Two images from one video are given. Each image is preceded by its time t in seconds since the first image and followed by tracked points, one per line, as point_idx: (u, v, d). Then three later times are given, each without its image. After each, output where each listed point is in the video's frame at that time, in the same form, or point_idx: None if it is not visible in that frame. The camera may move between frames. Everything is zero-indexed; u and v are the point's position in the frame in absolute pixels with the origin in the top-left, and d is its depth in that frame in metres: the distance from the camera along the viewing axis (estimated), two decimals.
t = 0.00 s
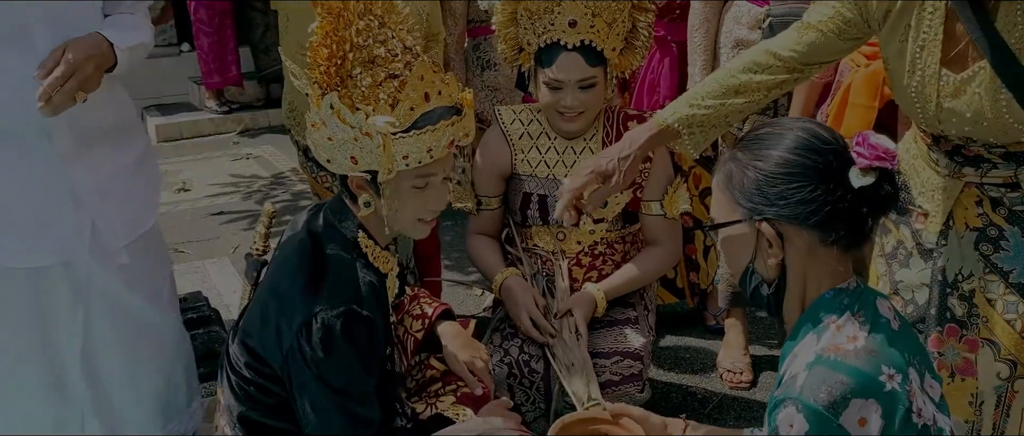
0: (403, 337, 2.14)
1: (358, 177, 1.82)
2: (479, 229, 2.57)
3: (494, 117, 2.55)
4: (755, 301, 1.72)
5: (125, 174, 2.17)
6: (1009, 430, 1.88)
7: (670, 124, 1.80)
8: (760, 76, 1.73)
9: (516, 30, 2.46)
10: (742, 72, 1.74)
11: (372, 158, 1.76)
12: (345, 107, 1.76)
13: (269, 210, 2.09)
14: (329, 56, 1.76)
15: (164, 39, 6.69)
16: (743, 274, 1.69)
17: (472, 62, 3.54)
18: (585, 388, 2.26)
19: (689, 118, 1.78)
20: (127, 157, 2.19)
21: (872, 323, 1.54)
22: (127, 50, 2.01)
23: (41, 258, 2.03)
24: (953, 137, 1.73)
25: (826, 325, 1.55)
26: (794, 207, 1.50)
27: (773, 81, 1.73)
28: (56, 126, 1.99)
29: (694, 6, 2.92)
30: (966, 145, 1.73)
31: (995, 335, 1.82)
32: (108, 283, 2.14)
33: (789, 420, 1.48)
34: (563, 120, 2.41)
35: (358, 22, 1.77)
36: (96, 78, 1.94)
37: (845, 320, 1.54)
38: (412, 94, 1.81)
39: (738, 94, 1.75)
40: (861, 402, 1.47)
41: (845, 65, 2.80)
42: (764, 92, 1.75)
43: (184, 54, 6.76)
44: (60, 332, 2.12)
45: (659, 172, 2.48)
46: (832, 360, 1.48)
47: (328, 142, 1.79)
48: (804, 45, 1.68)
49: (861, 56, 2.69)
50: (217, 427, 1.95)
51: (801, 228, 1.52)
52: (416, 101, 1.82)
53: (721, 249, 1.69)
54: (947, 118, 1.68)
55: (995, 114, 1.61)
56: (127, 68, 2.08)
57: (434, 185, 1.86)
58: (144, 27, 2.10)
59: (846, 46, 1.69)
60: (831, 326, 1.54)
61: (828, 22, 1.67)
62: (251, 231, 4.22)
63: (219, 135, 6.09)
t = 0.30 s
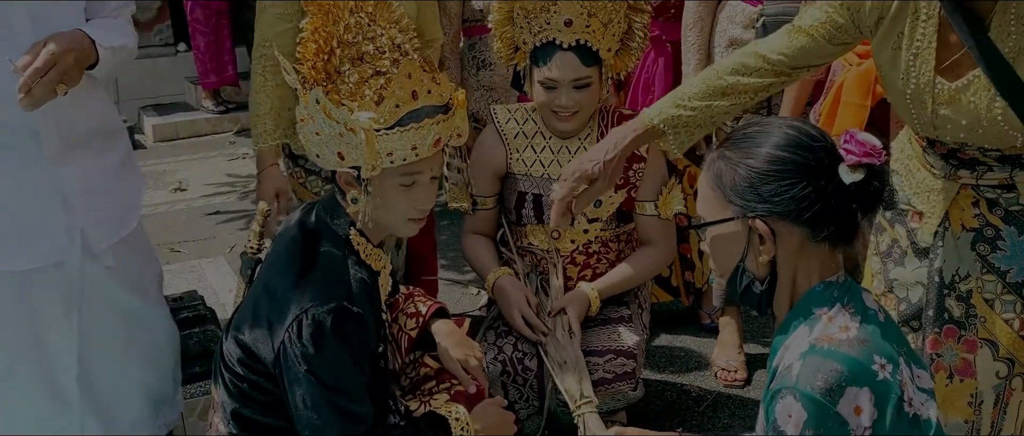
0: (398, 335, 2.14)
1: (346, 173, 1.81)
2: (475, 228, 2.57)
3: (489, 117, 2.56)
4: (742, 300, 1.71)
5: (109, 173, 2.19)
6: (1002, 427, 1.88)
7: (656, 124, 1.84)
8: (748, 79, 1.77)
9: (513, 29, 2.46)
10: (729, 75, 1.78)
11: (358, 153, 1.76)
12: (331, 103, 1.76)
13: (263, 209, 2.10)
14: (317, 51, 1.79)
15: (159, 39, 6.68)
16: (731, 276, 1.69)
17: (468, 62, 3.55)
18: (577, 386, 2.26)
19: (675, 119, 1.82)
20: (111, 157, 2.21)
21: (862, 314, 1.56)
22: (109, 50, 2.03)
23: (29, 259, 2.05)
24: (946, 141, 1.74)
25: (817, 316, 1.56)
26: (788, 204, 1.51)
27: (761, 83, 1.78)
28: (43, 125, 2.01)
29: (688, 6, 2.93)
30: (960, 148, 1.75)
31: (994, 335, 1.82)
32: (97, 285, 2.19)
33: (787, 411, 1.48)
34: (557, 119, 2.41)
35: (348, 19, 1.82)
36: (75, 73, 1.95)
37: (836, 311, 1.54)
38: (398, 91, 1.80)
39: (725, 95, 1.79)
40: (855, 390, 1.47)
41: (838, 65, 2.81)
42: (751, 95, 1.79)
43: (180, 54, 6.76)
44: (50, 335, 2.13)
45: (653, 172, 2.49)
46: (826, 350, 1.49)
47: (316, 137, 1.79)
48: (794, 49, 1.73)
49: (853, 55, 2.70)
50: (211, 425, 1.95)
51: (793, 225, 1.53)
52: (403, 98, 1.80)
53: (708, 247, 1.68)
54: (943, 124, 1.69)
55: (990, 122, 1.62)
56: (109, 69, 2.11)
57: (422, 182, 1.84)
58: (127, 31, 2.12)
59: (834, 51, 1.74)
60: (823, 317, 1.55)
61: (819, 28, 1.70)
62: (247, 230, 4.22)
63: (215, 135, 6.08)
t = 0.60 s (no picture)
0: (392, 333, 2.16)
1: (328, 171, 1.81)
2: (468, 227, 2.58)
3: (483, 117, 2.57)
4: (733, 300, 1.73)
5: (111, 171, 2.20)
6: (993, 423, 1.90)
7: (646, 136, 1.85)
8: (737, 89, 1.78)
9: (507, 30, 2.46)
10: (718, 85, 1.79)
11: (332, 153, 1.75)
12: (310, 99, 1.78)
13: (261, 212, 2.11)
14: (305, 46, 1.78)
15: (156, 39, 6.69)
16: (720, 276, 1.69)
17: (463, 62, 3.57)
18: (571, 382, 2.28)
19: (665, 130, 1.83)
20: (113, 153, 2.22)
21: (848, 316, 1.57)
22: (119, 47, 2.08)
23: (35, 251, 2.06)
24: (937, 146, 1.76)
25: (805, 317, 1.57)
26: (782, 206, 1.52)
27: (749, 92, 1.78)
28: (53, 119, 2.03)
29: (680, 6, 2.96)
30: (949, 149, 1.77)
31: (984, 333, 1.84)
32: (99, 280, 2.19)
33: (774, 412, 1.50)
34: (551, 120, 2.44)
35: (344, 18, 1.80)
36: (84, 67, 1.99)
37: (823, 313, 1.56)
38: (379, 95, 1.78)
39: (714, 106, 1.80)
40: (841, 391, 1.49)
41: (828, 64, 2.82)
42: (740, 104, 1.80)
43: (177, 55, 6.77)
44: (59, 326, 2.12)
45: (647, 172, 2.50)
46: (812, 351, 1.51)
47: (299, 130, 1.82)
48: (781, 58, 1.74)
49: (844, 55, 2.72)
50: (208, 422, 1.97)
51: (785, 226, 1.55)
52: (383, 103, 1.78)
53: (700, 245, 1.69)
54: (932, 130, 1.71)
55: (979, 128, 1.64)
56: (118, 65, 2.15)
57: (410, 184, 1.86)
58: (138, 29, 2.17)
59: (822, 59, 1.75)
60: (809, 319, 1.57)
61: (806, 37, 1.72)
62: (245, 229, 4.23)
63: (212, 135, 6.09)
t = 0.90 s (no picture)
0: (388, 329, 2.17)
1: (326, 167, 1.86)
2: (462, 223, 2.58)
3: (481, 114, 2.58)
4: (723, 291, 1.75)
5: (116, 159, 2.21)
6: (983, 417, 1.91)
7: (638, 150, 1.80)
8: (726, 98, 1.74)
9: (502, 29, 2.47)
10: (706, 96, 1.75)
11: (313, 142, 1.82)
12: (308, 88, 1.87)
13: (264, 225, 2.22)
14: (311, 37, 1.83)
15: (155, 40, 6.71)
16: (715, 264, 1.71)
17: (458, 61, 3.59)
18: (566, 376, 2.33)
19: (656, 143, 1.78)
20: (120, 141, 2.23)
21: (835, 312, 1.59)
22: (125, 38, 2.11)
23: (40, 238, 2.11)
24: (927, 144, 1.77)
25: (792, 313, 1.59)
26: (781, 199, 1.53)
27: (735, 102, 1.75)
28: (59, 106, 2.07)
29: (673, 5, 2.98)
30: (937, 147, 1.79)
31: (976, 327, 1.85)
32: (105, 271, 2.20)
33: (758, 407, 1.52)
34: (547, 118, 2.46)
35: (361, 19, 1.81)
36: (89, 57, 2.02)
37: (810, 309, 1.58)
38: (360, 94, 1.80)
39: (703, 117, 1.76)
40: (825, 387, 1.50)
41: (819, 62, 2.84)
42: (728, 114, 1.76)
43: (176, 55, 6.79)
44: (64, 319, 2.16)
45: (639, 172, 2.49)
46: (797, 347, 1.53)
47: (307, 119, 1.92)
48: (769, 66, 1.72)
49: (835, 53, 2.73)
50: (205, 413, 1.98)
51: (782, 221, 1.56)
52: (363, 102, 1.80)
53: (695, 236, 1.70)
54: (920, 131, 1.74)
55: (966, 130, 1.68)
56: (124, 57, 2.16)
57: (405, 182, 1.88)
58: (146, 27, 2.17)
59: (808, 66, 1.73)
60: (796, 314, 1.58)
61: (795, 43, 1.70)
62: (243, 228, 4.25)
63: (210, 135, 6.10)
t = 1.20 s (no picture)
0: (388, 324, 2.20)
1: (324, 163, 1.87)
2: (459, 217, 2.61)
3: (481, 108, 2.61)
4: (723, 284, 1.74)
5: (118, 158, 2.27)
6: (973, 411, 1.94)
7: (627, 135, 1.89)
8: (714, 87, 1.82)
9: (501, 26, 2.50)
10: (695, 84, 1.83)
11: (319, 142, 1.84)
12: (309, 89, 1.87)
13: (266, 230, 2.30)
14: (309, 36, 1.84)
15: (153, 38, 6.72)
16: (712, 255, 1.71)
17: (455, 59, 3.61)
18: (562, 366, 2.39)
19: (645, 129, 1.87)
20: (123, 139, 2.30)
21: (830, 304, 1.61)
22: (116, 40, 2.15)
23: (41, 235, 2.19)
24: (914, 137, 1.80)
25: (788, 304, 1.61)
26: (781, 193, 1.56)
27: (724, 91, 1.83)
28: (59, 107, 2.14)
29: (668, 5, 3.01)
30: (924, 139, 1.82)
31: (963, 320, 1.88)
32: (103, 269, 2.27)
33: (756, 396, 1.54)
34: (543, 115, 2.47)
35: (355, 15, 1.83)
36: (72, 61, 2.05)
37: (806, 300, 1.60)
38: (365, 92, 1.82)
39: (692, 104, 1.84)
40: (821, 377, 1.53)
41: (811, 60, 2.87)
42: (717, 102, 1.84)
43: (175, 54, 6.80)
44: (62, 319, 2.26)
45: (636, 167, 2.52)
46: (794, 337, 1.55)
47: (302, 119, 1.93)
48: (757, 57, 1.78)
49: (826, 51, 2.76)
50: (204, 409, 2.00)
51: (782, 213, 1.59)
52: (369, 99, 1.82)
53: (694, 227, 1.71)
54: (905, 122, 1.77)
55: (950, 120, 1.69)
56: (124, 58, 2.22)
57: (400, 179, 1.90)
58: (145, 26, 2.25)
59: (796, 57, 1.80)
60: (793, 306, 1.60)
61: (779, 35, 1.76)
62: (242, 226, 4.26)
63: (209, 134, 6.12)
